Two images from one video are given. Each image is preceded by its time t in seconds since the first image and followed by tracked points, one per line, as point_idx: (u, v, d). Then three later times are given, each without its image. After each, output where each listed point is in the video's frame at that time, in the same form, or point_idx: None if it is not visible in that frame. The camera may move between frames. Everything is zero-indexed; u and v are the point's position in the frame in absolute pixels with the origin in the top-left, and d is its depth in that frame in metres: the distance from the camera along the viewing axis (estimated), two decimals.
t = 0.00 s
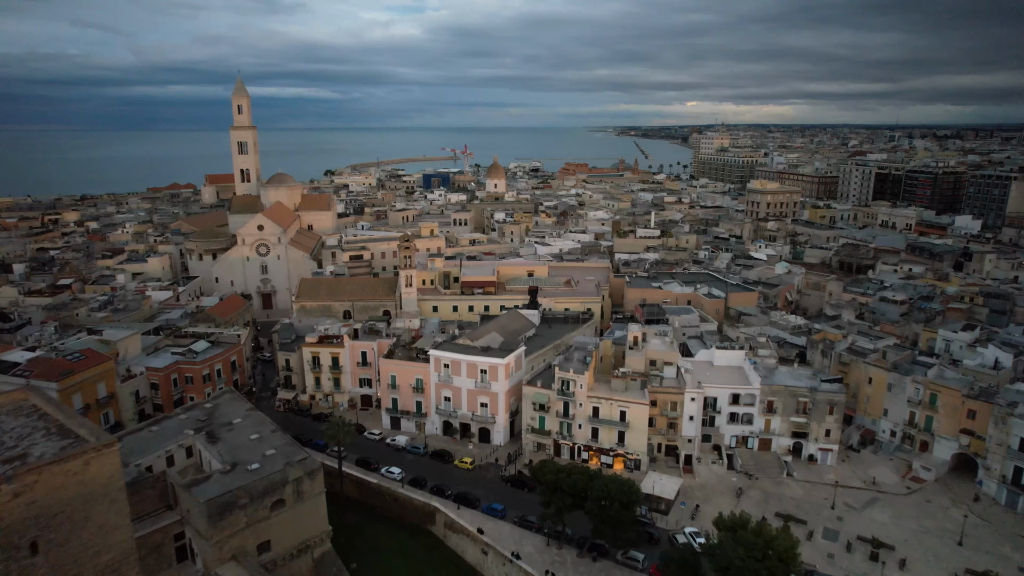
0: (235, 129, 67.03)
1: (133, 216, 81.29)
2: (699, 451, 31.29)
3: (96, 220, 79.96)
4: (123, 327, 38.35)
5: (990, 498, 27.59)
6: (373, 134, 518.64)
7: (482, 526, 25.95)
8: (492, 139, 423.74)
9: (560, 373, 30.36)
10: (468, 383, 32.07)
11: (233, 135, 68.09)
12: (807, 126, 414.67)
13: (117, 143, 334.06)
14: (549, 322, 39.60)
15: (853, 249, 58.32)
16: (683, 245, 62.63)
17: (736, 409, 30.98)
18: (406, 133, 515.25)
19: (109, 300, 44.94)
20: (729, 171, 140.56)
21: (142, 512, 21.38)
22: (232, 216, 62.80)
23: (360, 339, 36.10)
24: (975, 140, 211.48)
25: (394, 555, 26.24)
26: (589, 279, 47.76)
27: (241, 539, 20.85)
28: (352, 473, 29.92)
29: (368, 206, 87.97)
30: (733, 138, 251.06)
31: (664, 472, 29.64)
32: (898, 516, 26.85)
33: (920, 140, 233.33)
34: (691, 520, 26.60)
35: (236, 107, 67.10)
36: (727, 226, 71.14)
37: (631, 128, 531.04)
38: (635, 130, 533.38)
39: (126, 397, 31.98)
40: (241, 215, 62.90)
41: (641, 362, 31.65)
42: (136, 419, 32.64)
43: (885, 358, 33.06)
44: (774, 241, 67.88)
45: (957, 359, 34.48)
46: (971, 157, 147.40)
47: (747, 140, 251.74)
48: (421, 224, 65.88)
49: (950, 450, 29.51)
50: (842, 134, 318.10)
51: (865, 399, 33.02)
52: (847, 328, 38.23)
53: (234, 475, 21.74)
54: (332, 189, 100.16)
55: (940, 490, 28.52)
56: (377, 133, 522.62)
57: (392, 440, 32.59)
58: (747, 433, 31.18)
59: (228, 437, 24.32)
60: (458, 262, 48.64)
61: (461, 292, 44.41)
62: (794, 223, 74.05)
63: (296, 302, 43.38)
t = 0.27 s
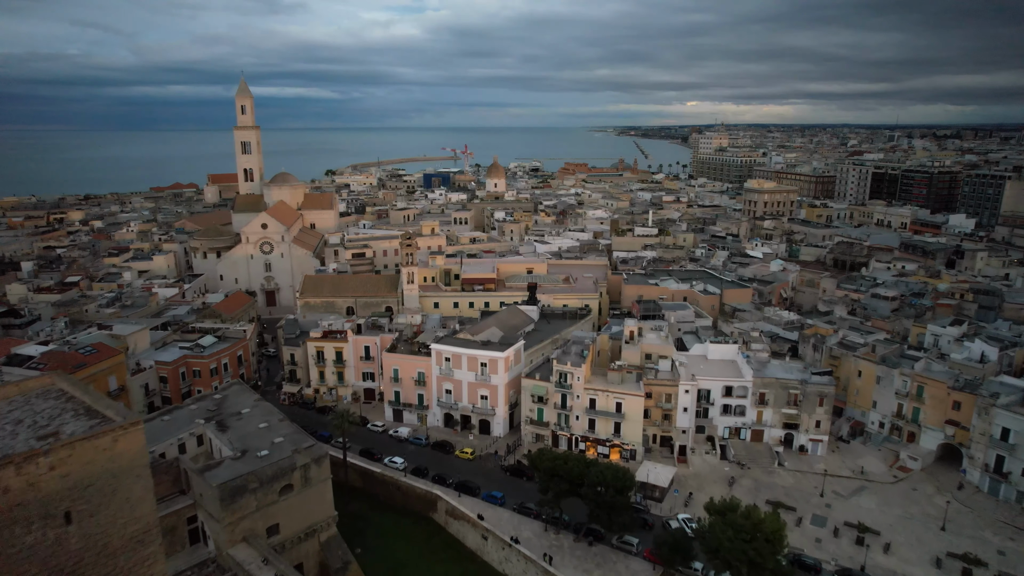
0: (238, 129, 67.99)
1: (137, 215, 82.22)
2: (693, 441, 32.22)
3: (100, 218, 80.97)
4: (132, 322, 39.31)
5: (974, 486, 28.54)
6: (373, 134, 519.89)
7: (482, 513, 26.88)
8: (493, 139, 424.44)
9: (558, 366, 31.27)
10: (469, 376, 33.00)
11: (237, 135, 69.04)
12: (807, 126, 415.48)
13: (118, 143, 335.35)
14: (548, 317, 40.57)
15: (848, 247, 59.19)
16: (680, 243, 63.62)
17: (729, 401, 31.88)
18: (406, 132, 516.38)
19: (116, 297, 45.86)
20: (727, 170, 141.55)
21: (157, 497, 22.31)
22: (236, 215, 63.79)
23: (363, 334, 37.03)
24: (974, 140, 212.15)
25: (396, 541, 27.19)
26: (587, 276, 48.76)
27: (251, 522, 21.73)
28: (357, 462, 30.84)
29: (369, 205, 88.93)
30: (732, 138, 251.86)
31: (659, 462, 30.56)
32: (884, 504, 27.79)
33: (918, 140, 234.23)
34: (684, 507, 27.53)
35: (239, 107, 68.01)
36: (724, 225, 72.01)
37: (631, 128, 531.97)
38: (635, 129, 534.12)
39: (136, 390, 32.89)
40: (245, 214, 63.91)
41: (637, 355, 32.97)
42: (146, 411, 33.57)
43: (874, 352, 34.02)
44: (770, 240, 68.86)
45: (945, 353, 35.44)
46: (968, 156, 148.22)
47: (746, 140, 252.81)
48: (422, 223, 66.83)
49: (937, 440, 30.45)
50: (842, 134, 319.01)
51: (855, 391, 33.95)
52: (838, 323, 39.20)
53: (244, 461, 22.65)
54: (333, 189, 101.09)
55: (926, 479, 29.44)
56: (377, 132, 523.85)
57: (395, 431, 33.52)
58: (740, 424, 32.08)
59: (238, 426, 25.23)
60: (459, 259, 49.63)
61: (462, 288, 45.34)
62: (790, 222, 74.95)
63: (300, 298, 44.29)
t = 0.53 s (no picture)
0: (241, 129, 68.87)
1: (141, 214, 83.09)
2: (688, 433, 33.03)
3: (104, 217, 81.83)
4: (140, 318, 40.14)
5: (960, 476, 29.41)
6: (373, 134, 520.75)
7: (483, 501, 27.72)
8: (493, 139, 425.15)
9: (556, 360, 32.11)
10: (469, 370, 33.84)
11: (240, 135, 69.92)
12: (806, 126, 416.15)
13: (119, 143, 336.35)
14: (546, 313, 41.43)
15: (842, 245, 59.99)
16: (678, 242, 64.47)
17: (723, 394, 32.64)
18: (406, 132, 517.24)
19: (123, 294, 46.72)
20: (726, 170, 142.45)
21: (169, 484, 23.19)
22: (239, 214, 64.63)
23: (366, 329, 37.86)
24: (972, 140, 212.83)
25: (399, 528, 28.01)
26: (586, 274, 49.61)
27: (260, 507, 22.56)
28: (360, 454, 31.68)
29: (370, 205, 89.74)
30: (732, 138, 252.52)
31: (654, 453, 31.39)
32: (873, 493, 28.64)
33: (917, 140, 234.85)
34: (678, 495, 28.37)
35: (243, 107, 68.87)
36: (721, 224, 72.82)
37: (631, 128, 532.62)
38: (635, 129, 534.74)
39: (144, 383, 33.71)
40: (248, 213, 64.75)
41: (634, 350, 33.93)
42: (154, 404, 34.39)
43: (865, 347, 34.88)
44: (767, 238, 69.69)
45: (935, 348, 36.31)
46: (966, 156, 148.90)
47: (745, 140, 253.64)
48: (423, 222, 67.72)
49: (925, 432, 31.35)
50: (841, 134, 319.71)
51: (846, 384, 34.78)
52: (831, 319, 40.06)
53: (253, 449, 23.50)
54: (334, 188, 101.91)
55: (913, 470, 30.30)
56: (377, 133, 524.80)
57: (398, 424, 34.37)
58: (734, 416, 32.86)
59: (246, 416, 26.11)
60: (460, 257, 50.52)
61: (462, 285, 46.18)
62: (787, 221, 75.81)
63: (303, 295, 45.10)
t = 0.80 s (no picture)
0: (245, 129, 69.84)
1: (145, 213, 84.08)
2: (682, 425, 33.94)
3: (109, 217, 82.78)
4: (148, 313, 41.08)
5: (945, 465, 30.37)
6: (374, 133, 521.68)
7: (483, 489, 28.64)
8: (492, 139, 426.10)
9: (555, 353, 33.00)
10: (470, 363, 34.76)
11: (244, 135, 70.86)
12: (806, 126, 416.88)
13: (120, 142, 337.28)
14: (545, 309, 42.35)
15: (837, 244, 60.88)
16: (675, 240, 65.38)
17: (717, 386, 33.54)
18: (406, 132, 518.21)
19: (130, 291, 47.68)
20: (724, 169, 143.33)
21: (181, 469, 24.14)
22: (243, 212, 65.59)
23: (369, 324, 38.78)
24: (971, 140, 213.40)
25: (401, 515, 28.92)
26: (584, 271, 50.54)
27: (269, 492, 23.50)
28: (364, 444, 32.61)
29: (371, 204, 90.65)
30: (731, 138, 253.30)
31: (650, 443, 32.29)
32: (861, 481, 29.60)
33: (916, 140, 235.49)
34: (673, 483, 29.29)
35: (246, 107, 69.82)
36: (718, 222, 73.69)
37: (630, 128, 533.30)
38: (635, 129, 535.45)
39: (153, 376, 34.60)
40: (252, 212, 65.72)
41: (630, 344, 34.82)
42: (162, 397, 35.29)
43: (855, 341, 35.82)
44: (763, 236, 70.60)
45: (924, 342, 37.23)
46: (964, 155, 149.71)
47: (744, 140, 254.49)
48: (424, 220, 68.64)
49: (912, 423, 32.29)
50: (840, 134, 320.19)
51: (837, 377, 35.72)
52: (823, 314, 40.99)
53: (262, 436, 24.45)
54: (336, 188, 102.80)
55: (901, 459, 31.25)
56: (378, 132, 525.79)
57: (400, 416, 35.31)
58: (727, 408, 33.78)
59: (254, 406, 27.06)
60: (460, 255, 51.45)
61: (463, 282, 47.11)
62: (784, 219, 76.68)
63: (307, 291, 46.04)
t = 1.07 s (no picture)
0: (248, 129, 70.63)
1: (148, 212, 84.87)
2: (677, 417, 34.76)
3: (113, 216, 83.60)
4: (155, 310, 41.92)
5: (933, 456, 31.21)
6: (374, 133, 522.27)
7: (483, 478, 29.48)
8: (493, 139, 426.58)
9: (553, 347, 33.84)
10: (470, 357, 35.60)
11: (247, 135, 71.67)
12: (805, 126, 417.51)
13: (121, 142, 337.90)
14: (544, 305, 43.20)
15: (832, 242, 61.73)
16: (673, 238, 66.21)
17: (711, 379, 34.36)
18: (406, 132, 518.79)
19: (137, 288, 48.53)
20: (723, 169, 144.13)
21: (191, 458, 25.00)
22: (246, 211, 66.46)
23: (372, 320, 39.65)
24: (970, 140, 213.83)
25: (404, 504, 29.75)
26: (582, 268, 51.38)
27: (276, 480, 24.31)
28: (367, 436, 33.47)
29: (372, 203, 91.46)
30: (730, 138, 253.93)
31: (645, 435, 33.14)
32: (851, 471, 30.47)
33: (915, 140, 236.00)
34: (667, 473, 30.06)
35: (249, 108, 70.62)
36: (715, 221, 74.47)
37: (630, 128, 533.82)
38: (635, 129, 535.99)
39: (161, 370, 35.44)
40: (255, 211, 66.58)
41: (626, 338, 35.68)
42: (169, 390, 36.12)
43: (847, 336, 36.69)
44: (760, 235, 71.43)
45: (914, 337, 38.06)
46: (962, 155, 150.34)
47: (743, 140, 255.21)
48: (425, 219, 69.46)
49: (902, 415, 33.12)
50: (840, 134, 320.34)
51: (830, 371, 36.58)
52: (816, 310, 41.85)
53: (269, 426, 25.29)
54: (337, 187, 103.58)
55: (890, 450, 32.10)
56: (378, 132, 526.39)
57: (402, 409, 36.16)
58: (721, 401, 34.61)
59: (261, 397, 27.92)
60: (461, 253, 52.31)
61: (464, 279, 47.98)
62: (781, 218, 77.46)
63: (311, 288, 46.91)
